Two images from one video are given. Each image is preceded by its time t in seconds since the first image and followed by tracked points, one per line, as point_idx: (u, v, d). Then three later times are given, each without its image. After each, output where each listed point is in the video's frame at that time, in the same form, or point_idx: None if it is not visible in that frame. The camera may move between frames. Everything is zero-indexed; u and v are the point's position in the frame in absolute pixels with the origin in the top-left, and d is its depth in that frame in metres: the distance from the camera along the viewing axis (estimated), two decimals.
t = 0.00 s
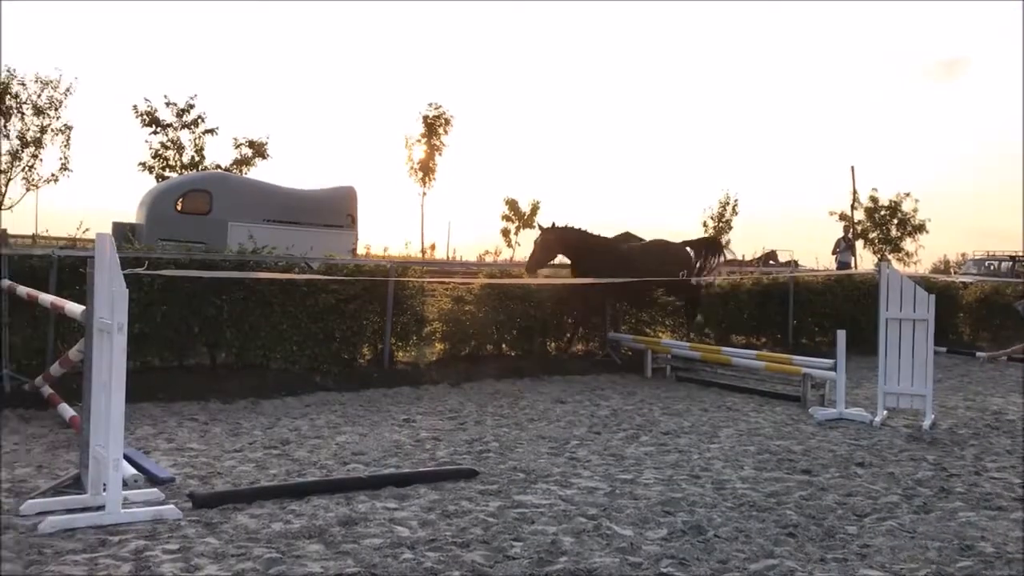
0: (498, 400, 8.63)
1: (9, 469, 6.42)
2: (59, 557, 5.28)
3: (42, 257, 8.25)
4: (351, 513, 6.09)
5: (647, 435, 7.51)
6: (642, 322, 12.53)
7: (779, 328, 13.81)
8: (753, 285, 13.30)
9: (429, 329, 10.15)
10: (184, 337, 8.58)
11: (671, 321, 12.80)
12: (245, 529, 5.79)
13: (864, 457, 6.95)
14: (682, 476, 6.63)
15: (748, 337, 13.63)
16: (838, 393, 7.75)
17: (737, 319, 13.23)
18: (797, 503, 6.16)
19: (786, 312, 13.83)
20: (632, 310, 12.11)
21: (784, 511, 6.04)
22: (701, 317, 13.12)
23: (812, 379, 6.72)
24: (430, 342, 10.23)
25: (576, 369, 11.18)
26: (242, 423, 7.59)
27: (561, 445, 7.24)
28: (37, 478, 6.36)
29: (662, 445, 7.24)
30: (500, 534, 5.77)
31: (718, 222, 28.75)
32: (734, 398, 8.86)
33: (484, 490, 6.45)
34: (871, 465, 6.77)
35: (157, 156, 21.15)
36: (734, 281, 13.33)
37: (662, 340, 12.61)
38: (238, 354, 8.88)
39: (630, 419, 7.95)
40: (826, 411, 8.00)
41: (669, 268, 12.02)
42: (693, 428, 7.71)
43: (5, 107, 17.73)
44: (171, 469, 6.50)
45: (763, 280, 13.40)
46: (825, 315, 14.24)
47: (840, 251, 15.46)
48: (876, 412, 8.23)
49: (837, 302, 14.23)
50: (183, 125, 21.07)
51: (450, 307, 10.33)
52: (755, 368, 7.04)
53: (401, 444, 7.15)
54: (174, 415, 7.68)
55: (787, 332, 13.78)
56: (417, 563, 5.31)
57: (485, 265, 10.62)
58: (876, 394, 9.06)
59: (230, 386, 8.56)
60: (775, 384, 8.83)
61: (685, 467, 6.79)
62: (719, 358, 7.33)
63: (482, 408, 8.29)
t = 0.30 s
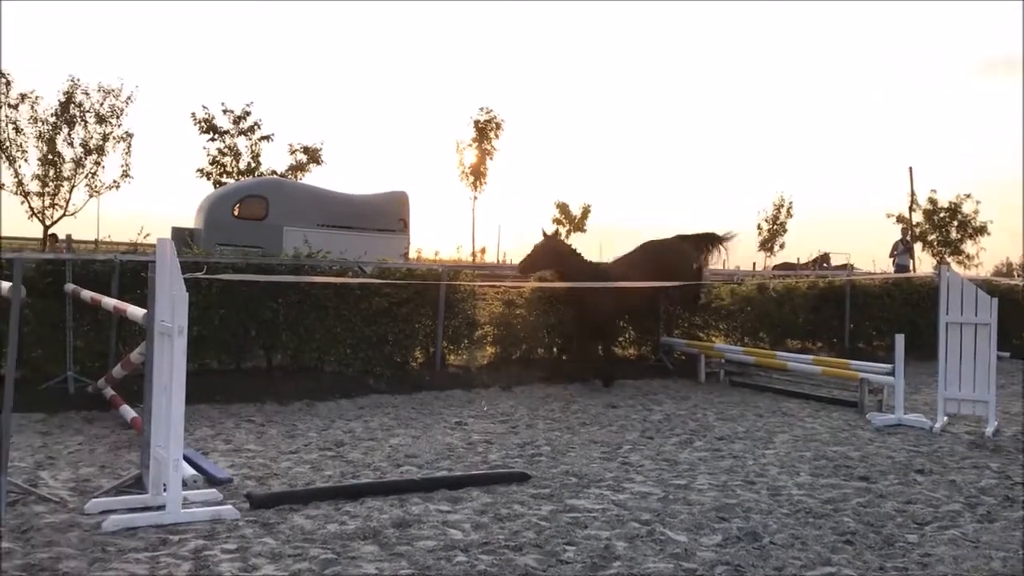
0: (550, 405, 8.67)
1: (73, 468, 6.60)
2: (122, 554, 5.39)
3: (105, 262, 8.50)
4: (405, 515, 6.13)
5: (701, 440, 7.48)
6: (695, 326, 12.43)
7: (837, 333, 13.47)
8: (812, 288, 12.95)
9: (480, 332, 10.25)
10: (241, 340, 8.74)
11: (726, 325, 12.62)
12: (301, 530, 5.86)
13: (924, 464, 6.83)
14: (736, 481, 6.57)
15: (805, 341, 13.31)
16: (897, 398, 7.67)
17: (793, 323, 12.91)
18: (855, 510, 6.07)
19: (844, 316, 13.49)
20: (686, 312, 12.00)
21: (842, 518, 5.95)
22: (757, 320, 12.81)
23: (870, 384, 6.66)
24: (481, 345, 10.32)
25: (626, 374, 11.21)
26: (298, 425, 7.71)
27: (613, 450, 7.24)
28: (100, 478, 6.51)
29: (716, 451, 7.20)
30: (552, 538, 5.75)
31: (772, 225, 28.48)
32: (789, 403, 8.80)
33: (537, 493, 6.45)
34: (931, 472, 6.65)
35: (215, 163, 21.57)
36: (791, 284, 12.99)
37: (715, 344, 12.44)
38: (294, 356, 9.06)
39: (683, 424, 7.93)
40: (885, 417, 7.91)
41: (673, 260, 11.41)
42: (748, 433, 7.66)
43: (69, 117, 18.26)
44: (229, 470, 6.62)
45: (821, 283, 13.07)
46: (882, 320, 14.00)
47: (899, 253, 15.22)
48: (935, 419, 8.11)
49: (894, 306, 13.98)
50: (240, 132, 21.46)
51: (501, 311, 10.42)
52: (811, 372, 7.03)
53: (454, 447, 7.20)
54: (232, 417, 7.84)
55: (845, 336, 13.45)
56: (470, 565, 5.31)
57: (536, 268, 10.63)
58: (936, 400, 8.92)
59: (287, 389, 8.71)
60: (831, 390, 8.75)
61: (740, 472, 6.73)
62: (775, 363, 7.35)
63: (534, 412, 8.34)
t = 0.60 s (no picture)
0: (616, 410, 8.68)
1: (151, 468, 6.79)
2: (197, 552, 5.50)
3: (181, 267, 8.74)
4: (473, 518, 6.15)
5: (771, 447, 7.40)
6: (766, 332, 12.26)
7: (911, 338, 13.20)
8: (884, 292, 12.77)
9: (545, 336, 10.38)
10: (310, 343, 8.90)
11: (797, 330, 12.37)
12: (370, 531, 5.91)
13: (1005, 474, 6.62)
14: (808, 489, 6.47)
15: (878, 347, 13.07)
16: (975, 405, 7.51)
17: (865, 328, 12.70)
18: (933, 520, 5.91)
19: (919, 321, 13.21)
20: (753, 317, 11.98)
21: (919, 528, 5.80)
22: (828, 326, 12.67)
23: (948, 390, 6.53)
24: (546, 349, 10.42)
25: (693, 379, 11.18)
26: (367, 426, 7.84)
27: (681, 456, 7.20)
28: (177, 477, 6.69)
29: (787, 458, 7.11)
30: (620, 543, 5.69)
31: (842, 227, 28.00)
32: (862, 410, 8.67)
33: (604, 499, 6.43)
34: (1013, 482, 6.46)
35: (285, 169, 22.04)
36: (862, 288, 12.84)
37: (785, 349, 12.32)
38: (362, 358, 9.18)
39: (753, 430, 7.86)
40: (963, 424, 7.74)
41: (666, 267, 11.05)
42: (819, 440, 7.56)
43: (147, 126, 18.86)
44: (301, 471, 6.75)
45: (894, 287, 12.86)
46: (960, 325, 13.63)
47: (976, 256, 14.86)
48: (1017, 427, 7.89)
49: (970, 310, 13.56)
50: (310, 139, 21.85)
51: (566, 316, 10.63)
52: (885, 378, 6.96)
53: (520, 451, 7.24)
54: (304, 418, 8.01)
55: (920, 342, 13.16)
56: (538, 569, 5.29)
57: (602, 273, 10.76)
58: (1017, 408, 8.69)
59: (358, 391, 8.84)
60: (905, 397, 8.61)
61: (812, 480, 6.63)
62: (846, 368, 7.31)
63: (601, 417, 8.35)
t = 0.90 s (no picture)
0: (674, 414, 8.64)
1: (214, 467, 6.93)
2: (260, 550, 5.59)
3: (244, 270, 8.91)
4: (530, 521, 6.15)
5: (833, 452, 7.31)
6: (826, 335, 12.30)
7: (979, 342, 12.91)
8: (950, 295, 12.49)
9: (602, 339, 10.53)
10: (369, 345, 9.11)
11: (859, 332, 12.44)
12: (428, 531, 5.94)
13: None
14: (871, 496, 6.37)
15: (943, 351, 12.82)
16: None
17: (930, 332, 12.47)
18: (1002, 529, 5.76)
19: (988, 325, 12.90)
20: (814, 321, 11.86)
21: (988, 537, 5.66)
22: (893, 330, 12.49)
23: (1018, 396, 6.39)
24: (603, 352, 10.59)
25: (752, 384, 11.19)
26: (424, 427, 7.92)
27: (741, 461, 7.14)
28: (240, 476, 6.83)
29: (849, 464, 7.01)
30: (678, 548, 5.63)
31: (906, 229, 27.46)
32: (928, 415, 8.51)
33: (662, 503, 6.40)
34: None
35: (344, 173, 22.32)
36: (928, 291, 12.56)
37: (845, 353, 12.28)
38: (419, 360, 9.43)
39: (814, 435, 7.77)
40: None
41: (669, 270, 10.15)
42: (883, 445, 7.44)
43: (211, 131, 19.25)
44: (360, 471, 6.84)
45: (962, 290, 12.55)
46: None
47: None
48: None
49: None
50: (368, 143, 22.02)
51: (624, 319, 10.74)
52: (951, 383, 6.85)
53: (577, 454, 7.25)
54: (362, 419, 8.12)
55: (988, 346, 12.86)
56: (596, 573, 5.26)
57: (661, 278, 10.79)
58: None
59: (414, 392, 9.06)
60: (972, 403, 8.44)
61: (875, 487, 6.52)
62: (911, 373, 7.22)
63: (658, 420, 8.32)
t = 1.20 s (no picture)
0: (757, 420, 8.53)
1: (299, 466, 7.09)
2: (344, 548, 5.68)
3: (328, 273, 9.13)
4: (611, 525, 6.12)
5: (923, 461, 7.12)
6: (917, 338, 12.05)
7: None
8: None
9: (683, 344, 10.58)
10: (450, 348, 9.42)
11: (950, 337, 12.16)
12: (509, 534, 5.96)
13: None
14: (965, 506, 6.18)
15: None
16: None
17: None
18: None
19: None
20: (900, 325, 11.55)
21: None
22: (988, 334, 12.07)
23: None
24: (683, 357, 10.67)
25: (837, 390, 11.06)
26: (503, 430, 8.03)
27: (827, 469, 7.00)
28: (325, 475, 6.98)
29: (942, 473, 6.81)
30: (763, 556, 5.52)
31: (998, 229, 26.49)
32: None
33: (745, 510, 6.31)
34: None
35: (424, 178, 22.61)
36: None
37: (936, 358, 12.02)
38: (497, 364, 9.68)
39: (905, 444, 7.58)
40: None
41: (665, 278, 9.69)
42: (977, 455, 7.22)
43: (296, 137, 19.72)
44: (442, 472, 6.92)
45: None
46: None
47: None
48: None
49: None
50: (448, 147, 22.19)
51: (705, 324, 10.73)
52: None
53: (658, 459, 7.21)
54: (442, 421, 8.22)
55: None
56: None
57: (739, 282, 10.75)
58: None
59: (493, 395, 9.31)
60: None
61: (969, 497, 6.33)
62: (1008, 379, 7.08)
63: (741, 426, 8.22)
